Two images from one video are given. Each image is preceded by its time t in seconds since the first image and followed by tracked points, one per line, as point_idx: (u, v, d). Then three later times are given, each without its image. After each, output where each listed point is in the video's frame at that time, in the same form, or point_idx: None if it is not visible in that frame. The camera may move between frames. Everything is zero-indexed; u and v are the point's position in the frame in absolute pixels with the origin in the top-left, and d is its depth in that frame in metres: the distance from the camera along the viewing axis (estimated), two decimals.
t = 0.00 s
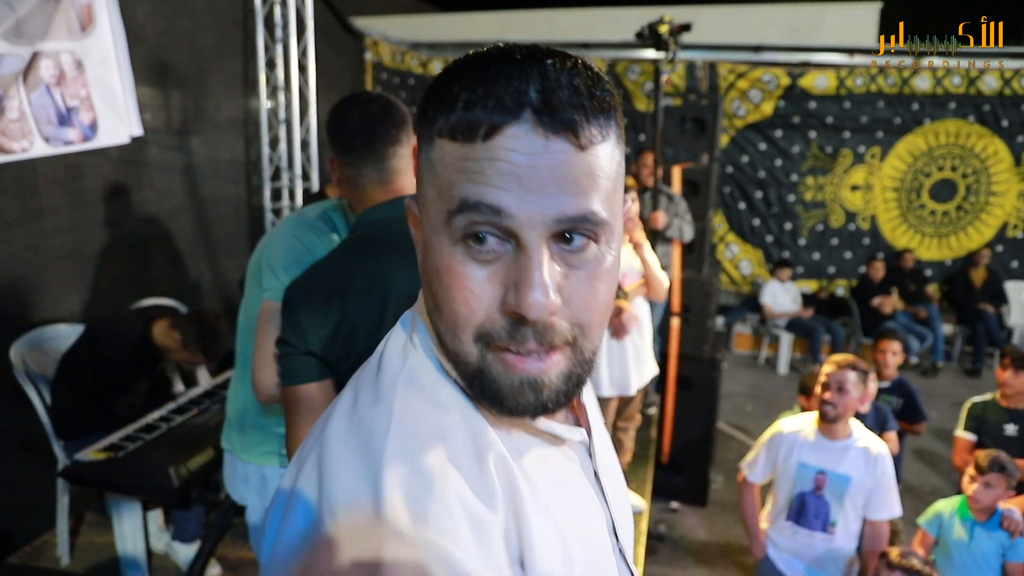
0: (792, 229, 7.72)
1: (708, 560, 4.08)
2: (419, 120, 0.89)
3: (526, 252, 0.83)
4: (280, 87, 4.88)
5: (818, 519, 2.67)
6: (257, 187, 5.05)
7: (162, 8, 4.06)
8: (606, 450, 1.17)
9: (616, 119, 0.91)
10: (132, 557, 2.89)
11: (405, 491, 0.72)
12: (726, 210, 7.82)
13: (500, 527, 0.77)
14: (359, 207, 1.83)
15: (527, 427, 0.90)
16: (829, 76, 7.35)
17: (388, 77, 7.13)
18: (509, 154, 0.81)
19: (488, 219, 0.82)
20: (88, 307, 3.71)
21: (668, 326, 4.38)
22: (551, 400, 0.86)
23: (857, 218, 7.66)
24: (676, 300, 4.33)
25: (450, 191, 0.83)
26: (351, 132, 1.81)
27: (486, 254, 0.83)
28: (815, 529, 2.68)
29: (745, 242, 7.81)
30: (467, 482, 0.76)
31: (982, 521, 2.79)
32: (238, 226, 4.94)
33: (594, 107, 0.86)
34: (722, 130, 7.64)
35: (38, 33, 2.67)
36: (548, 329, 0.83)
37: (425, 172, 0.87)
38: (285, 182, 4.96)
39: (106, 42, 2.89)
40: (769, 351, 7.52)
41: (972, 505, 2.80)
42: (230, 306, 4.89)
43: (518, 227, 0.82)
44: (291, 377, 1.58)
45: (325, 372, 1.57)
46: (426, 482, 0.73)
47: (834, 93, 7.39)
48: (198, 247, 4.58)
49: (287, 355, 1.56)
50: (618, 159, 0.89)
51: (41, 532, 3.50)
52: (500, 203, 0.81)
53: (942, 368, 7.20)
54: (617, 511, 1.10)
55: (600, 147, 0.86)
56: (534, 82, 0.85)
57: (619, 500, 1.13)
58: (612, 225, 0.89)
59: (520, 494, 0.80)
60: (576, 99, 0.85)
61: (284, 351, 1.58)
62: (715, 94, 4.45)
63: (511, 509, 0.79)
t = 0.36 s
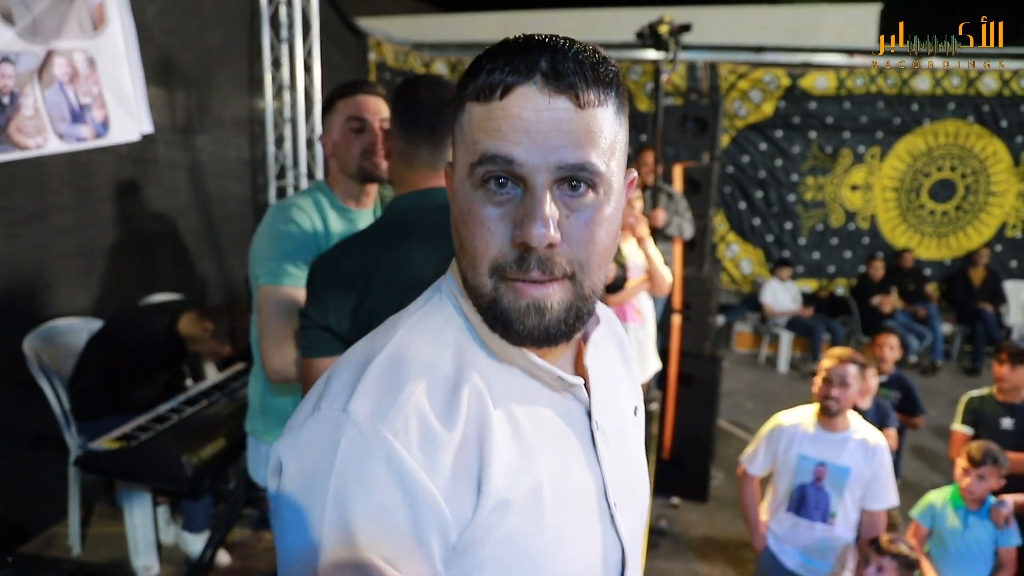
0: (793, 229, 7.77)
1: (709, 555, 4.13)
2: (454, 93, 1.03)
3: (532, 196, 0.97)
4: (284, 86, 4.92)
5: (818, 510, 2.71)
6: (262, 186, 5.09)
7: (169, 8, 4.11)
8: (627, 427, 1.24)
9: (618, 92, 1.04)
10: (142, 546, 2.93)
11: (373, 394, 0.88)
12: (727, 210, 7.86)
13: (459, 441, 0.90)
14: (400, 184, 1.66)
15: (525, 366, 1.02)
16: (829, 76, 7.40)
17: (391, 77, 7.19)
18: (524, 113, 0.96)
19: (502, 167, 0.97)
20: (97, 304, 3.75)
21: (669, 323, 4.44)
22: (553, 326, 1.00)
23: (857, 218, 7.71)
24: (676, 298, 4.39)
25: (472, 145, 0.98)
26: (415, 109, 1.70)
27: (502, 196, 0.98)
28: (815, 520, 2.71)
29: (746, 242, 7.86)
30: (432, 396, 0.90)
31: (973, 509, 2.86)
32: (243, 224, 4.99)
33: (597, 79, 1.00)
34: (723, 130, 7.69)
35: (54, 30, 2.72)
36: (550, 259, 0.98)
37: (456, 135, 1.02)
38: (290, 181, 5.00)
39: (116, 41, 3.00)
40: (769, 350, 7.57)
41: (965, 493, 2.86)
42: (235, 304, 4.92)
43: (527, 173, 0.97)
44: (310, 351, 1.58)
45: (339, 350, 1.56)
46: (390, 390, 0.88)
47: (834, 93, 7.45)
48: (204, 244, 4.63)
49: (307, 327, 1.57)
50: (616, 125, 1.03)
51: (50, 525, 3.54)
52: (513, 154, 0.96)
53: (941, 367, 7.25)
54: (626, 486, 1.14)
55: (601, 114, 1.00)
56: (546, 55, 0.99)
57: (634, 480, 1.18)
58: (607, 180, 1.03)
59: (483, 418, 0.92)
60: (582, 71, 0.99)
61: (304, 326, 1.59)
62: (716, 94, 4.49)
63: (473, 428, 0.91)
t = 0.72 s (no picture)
0: (792, 230, 7.83)
1: (707, 556, 4.18)
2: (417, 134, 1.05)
3: (480, 226, 0.97)
4: (287, 91, 4.97)
5: (814, 512, 2.76)
6: (266, 190, 5.15)
7: (174, 16, 4.17)
8: (598, 460, 1.20)
9: (573, 128, 1.05)
10: (151, 548, 3.00)
11: (316, 408, 0.96)
12: (726, 211, 7.93)
13: (391, 453, 0.96)
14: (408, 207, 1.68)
15: (478, 390, 1.05)
16: (827, 79, 7.46)
17: (393, 80, 7.27)
18: (473, 147, 0.97)
19: (452, 199, 0.98)
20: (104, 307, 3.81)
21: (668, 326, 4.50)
22: (504, 352, 1.00)
23: (855, 220, 7.76)
24: (675, 301, 4.46)
25: (429, 178, 1.00)
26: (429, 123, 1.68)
27: (455, 225, 0.99)
28: (812, 522, 2.77)
29: (745, 244, 7.93)
30: (369, 411, 0.97)
31: (962, 506, 2.94)
32: (248, 228, 5.05)
33: (547, 114, 1.01)
34: (722, 133, 7.74)
35: (65, 43, 2.78)
36: (498, 286, 0.98)
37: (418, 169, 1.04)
38: (294, 185, 5.06)
39: (125, 51, 3.06)
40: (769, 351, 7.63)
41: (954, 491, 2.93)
42: (240, 307, 4.98)
43: (477, 202, 0.97)
44: (314, 353, 1.64)
45: (341, 354, 1.62)
46: (335, 403, 0.97)
47: (832, 96, 7.50)
48: (209, 249, 4.69)
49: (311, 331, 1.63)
50: (570, 160, 1.03)
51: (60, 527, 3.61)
52: (464, 187, 0.97)
53: (939, 368, 7.30)
54: (585, 519, 1.13)
55: (550, 147, 1.00)
56: (497, 93, 1.01)
57: (599, 513, 1.16)
58: (560, 210, 1.02)
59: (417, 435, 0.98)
60: (531, 108, 1.00)
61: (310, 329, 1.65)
62: (714, 99, 4.54)
63: (404, 444, 0.97)
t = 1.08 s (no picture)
0: (787, 233, 7.86)
1: (700, 560, 4.20)
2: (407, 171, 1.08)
3: (455, 259, 0.99)
4: (282, 96, 4.97)
5: (806, 520, 2.78)
6: (262, 195, 5.16)
7: (169, 23, 4.18)
8: (584, 478, 1.15)
9: (548, 159, 1.05)
10: (144, 556, 3.01)
11: (306, 413, 1.00)
12: (722, 214, 7.92)
13: (367, 462, 0.98)
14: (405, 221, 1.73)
15: (459, 405, 1.04)
16: (823, 82, 7.44)
17: (390, 84, 7.39)
18: (449, 184, 0.98)
19: (430, 234, 0.99)
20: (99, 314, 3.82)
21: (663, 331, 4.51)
22: (480, 375, 1.01)
23: (851, 222, 7.78)
24: (669, 306, 4.49)
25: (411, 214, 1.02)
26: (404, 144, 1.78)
27: (435, 257, 1.00)
28: (805, 530, 2.79)
29: (741, 246, 7.94)
30: (351, 420, 0.99)
31: (951, 513, 2.95)
32: (243, 233, 5.06)
33: (520, 152, 1.01)
34: (718, 135, 7.75)
35: (60, 52, 2.79)
36: (471, 312, 0.99)
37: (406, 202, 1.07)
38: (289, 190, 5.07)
39: (121, 58, 3.03)
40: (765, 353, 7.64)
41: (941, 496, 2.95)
42: (235, 312, 4.99)
43: (453, 236, 0.98)
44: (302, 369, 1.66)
45: (329, 368, 1.64)
46: (322, 410, 1.00)
47: (829, 98, 7.49)
48: (205, 254, 4.69)
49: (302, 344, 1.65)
50: (545, 193, 1.03)
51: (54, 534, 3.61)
52: (440, 223, 0.99)
53: (935, 371, 7.32)
54: (566, 538, 1.10)
55: (523, 183, 1.00)
56: (473, 132, 1.01)
57: (584, 532, 1.12)
58: (534, 241, 1.03)
59: (394, 445, 1.00)
60: (505, 145, 1.01)
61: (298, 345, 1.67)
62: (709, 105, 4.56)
63: (381, 452, 0.99)
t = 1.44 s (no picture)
0: (772, 233, 7.78)
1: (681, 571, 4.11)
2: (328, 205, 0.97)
3: (369, 309, 0.87)
4: (253, 96, 4.85)
5: (785, 537, 2.70)
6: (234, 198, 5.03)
7: (132, 21, 4.05)
8: (522, 538, 1.04)
9: (481, 194, 0.93)
10: None
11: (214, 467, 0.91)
12: (706, 214, 7.85)
13: (272, 523, 0.88)
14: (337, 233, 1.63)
15: (380, 461, 0.93)
16: (808, 81, 7.39)
17: (369, 83, 7.21)
18: (363, 225, 0.87)
19: (343, 280, 0.88)
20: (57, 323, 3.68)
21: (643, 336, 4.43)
22: (399, 436, 0.90)
23: (837, 222, 7.72)
24: (650, 309, 4.35)
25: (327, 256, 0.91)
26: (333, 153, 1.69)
27: (350, 304, 0.89)
28: (784, 548, 2.71)
29: (726, 247, 7.87)
30: (256, 476, 0.89)
31: (941, 528, 2.89)
32: (214, 236, 4.93)
33: (446, 187, 0.89)
34: (702, 134, 7.66)
35: (6, 51, 2.61)
36: (388, 367, 0.87)
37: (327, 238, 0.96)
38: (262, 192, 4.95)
39: (75, 60, 2.86)
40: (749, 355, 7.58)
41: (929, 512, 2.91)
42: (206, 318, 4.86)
43: (367, 284, 0.87)
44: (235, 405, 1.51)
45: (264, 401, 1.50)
46: (229, 463, 0.91)
47: (813, 97, 7.42)
48: (173, 259, 4.56)
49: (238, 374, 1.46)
50: (477, 232, 0.92)
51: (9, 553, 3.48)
52: (354, 268, 0.87)
53: (920, 372, 7.28)
54: None
55: (448, 224, 0.89)
56: (394, 167, 0.90)
57: None
58: (463, 289, 0.91)
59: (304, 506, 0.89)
60: (430, 181, 0.89)
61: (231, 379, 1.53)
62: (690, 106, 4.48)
63: (289, 512, 0.89)
